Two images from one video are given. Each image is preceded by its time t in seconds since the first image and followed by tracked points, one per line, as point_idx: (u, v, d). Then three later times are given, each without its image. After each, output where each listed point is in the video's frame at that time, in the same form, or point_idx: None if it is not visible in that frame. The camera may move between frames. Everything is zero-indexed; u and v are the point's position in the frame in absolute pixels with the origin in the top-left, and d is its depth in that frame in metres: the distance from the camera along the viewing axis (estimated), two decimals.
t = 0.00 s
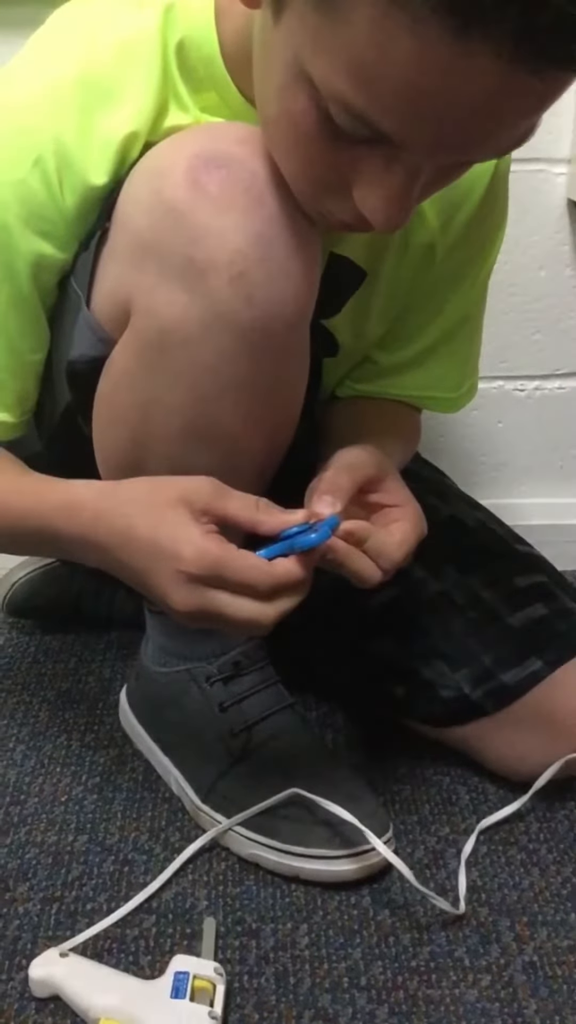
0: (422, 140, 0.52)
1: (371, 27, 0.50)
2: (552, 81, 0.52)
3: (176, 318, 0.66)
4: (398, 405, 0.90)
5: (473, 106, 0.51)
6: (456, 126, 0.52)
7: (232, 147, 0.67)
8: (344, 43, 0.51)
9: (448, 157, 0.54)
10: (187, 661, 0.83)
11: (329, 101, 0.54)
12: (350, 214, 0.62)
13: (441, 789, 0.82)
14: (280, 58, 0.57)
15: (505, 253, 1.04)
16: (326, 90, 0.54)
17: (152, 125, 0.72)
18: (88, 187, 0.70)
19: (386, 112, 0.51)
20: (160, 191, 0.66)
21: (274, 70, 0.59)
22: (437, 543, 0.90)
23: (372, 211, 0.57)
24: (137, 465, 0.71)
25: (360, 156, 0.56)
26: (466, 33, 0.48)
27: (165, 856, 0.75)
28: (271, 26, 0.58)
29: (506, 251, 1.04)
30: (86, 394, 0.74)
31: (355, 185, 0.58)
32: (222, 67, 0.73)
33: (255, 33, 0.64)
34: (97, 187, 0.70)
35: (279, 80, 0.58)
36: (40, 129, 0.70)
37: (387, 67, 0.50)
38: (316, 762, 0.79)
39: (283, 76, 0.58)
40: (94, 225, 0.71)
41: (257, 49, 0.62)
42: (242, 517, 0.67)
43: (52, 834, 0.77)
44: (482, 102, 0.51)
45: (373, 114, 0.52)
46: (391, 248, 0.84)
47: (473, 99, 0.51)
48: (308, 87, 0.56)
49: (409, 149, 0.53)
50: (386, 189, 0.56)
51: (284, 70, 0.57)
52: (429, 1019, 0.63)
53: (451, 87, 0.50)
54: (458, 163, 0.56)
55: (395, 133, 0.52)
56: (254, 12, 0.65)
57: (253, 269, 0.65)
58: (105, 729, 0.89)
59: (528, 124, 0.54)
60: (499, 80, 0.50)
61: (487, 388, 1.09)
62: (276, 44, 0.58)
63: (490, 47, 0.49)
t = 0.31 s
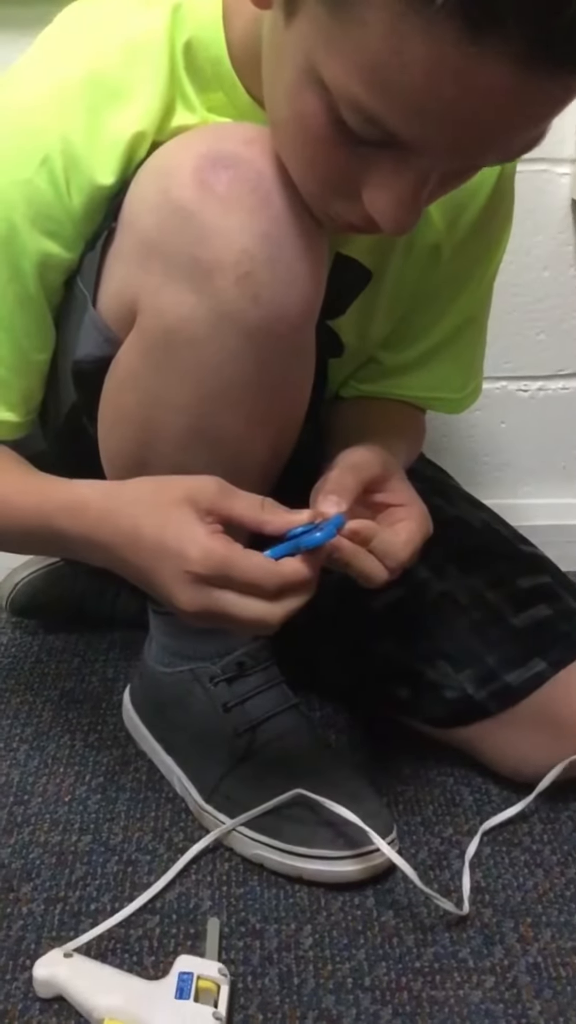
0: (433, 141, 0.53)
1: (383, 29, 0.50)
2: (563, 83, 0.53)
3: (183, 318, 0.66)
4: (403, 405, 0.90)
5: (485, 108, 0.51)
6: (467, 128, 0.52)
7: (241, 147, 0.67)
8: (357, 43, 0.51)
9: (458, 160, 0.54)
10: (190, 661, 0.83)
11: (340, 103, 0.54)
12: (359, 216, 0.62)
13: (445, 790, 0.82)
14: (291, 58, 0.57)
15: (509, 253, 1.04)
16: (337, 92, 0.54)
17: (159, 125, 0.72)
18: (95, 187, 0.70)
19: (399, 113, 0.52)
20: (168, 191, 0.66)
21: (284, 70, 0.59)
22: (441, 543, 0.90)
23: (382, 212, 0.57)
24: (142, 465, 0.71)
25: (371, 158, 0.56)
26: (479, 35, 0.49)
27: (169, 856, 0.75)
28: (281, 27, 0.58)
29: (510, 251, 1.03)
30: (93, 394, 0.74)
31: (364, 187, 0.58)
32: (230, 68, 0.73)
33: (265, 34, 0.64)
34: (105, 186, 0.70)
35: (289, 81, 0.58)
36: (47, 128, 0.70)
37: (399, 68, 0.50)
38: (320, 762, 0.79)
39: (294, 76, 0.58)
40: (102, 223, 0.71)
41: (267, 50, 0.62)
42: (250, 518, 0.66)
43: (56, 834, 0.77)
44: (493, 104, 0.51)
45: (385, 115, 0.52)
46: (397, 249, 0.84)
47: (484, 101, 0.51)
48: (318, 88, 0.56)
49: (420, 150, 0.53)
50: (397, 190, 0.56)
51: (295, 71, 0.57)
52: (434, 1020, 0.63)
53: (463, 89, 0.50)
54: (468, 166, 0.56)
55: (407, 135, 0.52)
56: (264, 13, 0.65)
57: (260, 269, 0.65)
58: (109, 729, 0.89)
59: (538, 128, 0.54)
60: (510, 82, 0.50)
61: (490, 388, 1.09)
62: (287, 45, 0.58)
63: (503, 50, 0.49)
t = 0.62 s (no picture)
0: (447, 147, 0.53)
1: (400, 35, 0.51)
2: None
3: (193, 320, 0.66)
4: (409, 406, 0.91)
5: (500, 114, 0.51)
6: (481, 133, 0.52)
7: (252, 150, 0.68)
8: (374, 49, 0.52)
9: (472, 166, 0.54)
10: (196, 662, 0.83)
11: (357, 109, 0.55)
12: (370, 220, 0.62)
13: (450, 794, 0.82)
14: (306, 61, 0.58)
15: (516, 256, 1.03)
16: (354, 98, 0.54)
17: (170, 126, 0.72)
18: (106, 189, 0.70)
19: (414, 119, 0.52)
20: (177, 193, 0.67)
21: (299, 75, 0.59)
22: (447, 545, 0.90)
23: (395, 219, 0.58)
24: (151, 466, 0.72)
25: (385, 165, 0.57)
26: (495, 40, 0.49)
27: (174, 859, 0.75)
28: (297, 31, 0.59)
29: (517, 254, 1.03)
30: (101, 396, 0.74)
31: (378, 193, 0.58)
32: (239, 67, 0.73)
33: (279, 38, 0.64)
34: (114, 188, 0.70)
35: (305, 86, 0.59)
36: (58, 130, 0.70)
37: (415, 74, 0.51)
38: (326, 764, 0.79)
39: (309, 81, 0.58)
40: (110, 224, 0.71)
41: (281, 51, 0.62)
42: (259, 519, 0.67)
43: (62, 836, 0.77)
44: (507, 110, 0.51)
45: (400, 120, 0.53)
46: (405, 252, 0.84)
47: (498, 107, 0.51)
48: (335, 92, 0.56)
49: (434, 157, 0.54)
50: (410, 197, 0.56)
51: (310, 74, 0.58)
52: None
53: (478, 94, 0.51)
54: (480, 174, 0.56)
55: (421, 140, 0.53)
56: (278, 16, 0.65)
57: (270, 272, 0.65)
58: (114, 731, 0.89)
59: (551, 136, 0.55)
60: (524, 88, 0.51)
61: (496, 390, 1.09)
62: (302, 50, 0.58)
63: (517, 54, 0.49)
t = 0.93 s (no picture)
0: (461, 147, 0.54)
1: (419, 37, 0.52)
2: None
3: (202, 321, 0.67)
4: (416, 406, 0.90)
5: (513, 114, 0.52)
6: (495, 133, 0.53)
7: (261, 150, 0.68)
8: (392, 51, 0.53)
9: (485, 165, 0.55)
10: (202, 663, 0.83)
11: (372, 111, 0.55)
12: (381, 222, 0.62)
13: (457, 796, 0.82)
14: (319, 62, 0.58)
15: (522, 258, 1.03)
16: (369, 99, 0.55)
17: (179, 128, 0.72)
18: (115, 189, 0.70)
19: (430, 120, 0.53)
20: (187, 193, 0.67)
21: (313, 76, 0.60)
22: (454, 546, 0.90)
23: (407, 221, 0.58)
24: (159, 466, 0.72)
25: (397, 168, 0.57)
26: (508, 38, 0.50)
27: (180, 860, 0.75)
28: (310, 33, 0.59)
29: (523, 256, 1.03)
30: (108, 397, 0.74)
31: (390, 196, 0.59)
32: (248, 69, 0.73)
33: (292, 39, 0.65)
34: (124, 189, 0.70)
35: (319, 87, 0.59)
36: (67, 131, 0.70)
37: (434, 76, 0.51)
38: (332, 765, 0.79)
39: (324, 82, 0.59)
40: (119, 225, 0.71)
41: (293, 52, 0.63)
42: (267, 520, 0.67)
43: (68, 837, 0.77)
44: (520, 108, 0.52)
45: (416, 121, 0.53)
46: (412, 252, 0.84)
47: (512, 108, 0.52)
48: (349, 94, 0.57)
49: (447, 158, 0.54)
50: (424, 196, 0.57)
51: (324, 75, 0.58)
52: None
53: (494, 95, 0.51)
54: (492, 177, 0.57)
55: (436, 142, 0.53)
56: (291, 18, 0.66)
57: (279, 272, 0.66)
58: (120, 732, 0.89)
59: (563, 139, 0.55)
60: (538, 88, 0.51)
61: (501, 391, 1.09)
62: (317, 52, 0.59)
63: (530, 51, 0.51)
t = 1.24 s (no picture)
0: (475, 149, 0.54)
1: (438, 39, 0.52)
2: None
3: (212, 321, 0.67)
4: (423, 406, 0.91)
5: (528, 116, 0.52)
6: (513, 138, 0.53)
7: (271, 150, 0.68)
8: (410, 54, 0.53)
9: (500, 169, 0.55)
10: (209, 662, 0.83)
11: (388, 113, 0.56)
12: (393, 224, 0.62)
13: (464, 796, 0.82)
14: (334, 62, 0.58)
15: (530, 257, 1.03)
16: (386, 101, 0.55)
17: (188, 128, 0.72)
18: (124, 190, 0.70)
19: (447, 125, 0.53)
20: (196, 194, 0.67)
21: (328, 78, 0.60)
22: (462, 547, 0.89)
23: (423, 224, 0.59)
24: (168, 467, 0.72)
25: (414, 171, 0.58)
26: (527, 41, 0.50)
27: (188, 860, 0.75)
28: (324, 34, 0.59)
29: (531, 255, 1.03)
30: (116, 397, 0.74)
31: (406, 199, 0.59)
32: (258, 69, 0.73)
33: (305, 40, 0.65)
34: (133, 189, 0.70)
35: (336, 89, 0.59)
36: (77, 131, 0.70)
37: (453, 79, 0.51)
38: (340, 764, 0.79)
39: (341, 84, 0.59)
40: (127, 226, 0.71)
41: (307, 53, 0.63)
42: (277, 519, 0.67)
43: (75, 837, 0.77)
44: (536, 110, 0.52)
45: (433, 125, 0.53)
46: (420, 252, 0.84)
47: (527, 109, 0.52)
48: (367, 96, 0.57)
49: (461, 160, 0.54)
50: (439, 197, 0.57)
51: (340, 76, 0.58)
52: None
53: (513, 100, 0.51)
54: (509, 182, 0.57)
55: (454, 148, 0.54)
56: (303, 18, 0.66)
57: (289, 272, 0.66)
58: (126, 732, 0.89)
59: None
60: (554, 90, 0.51)
61: (508, 391, 1.09)
62: (333, 53, 0.59)
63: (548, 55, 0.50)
